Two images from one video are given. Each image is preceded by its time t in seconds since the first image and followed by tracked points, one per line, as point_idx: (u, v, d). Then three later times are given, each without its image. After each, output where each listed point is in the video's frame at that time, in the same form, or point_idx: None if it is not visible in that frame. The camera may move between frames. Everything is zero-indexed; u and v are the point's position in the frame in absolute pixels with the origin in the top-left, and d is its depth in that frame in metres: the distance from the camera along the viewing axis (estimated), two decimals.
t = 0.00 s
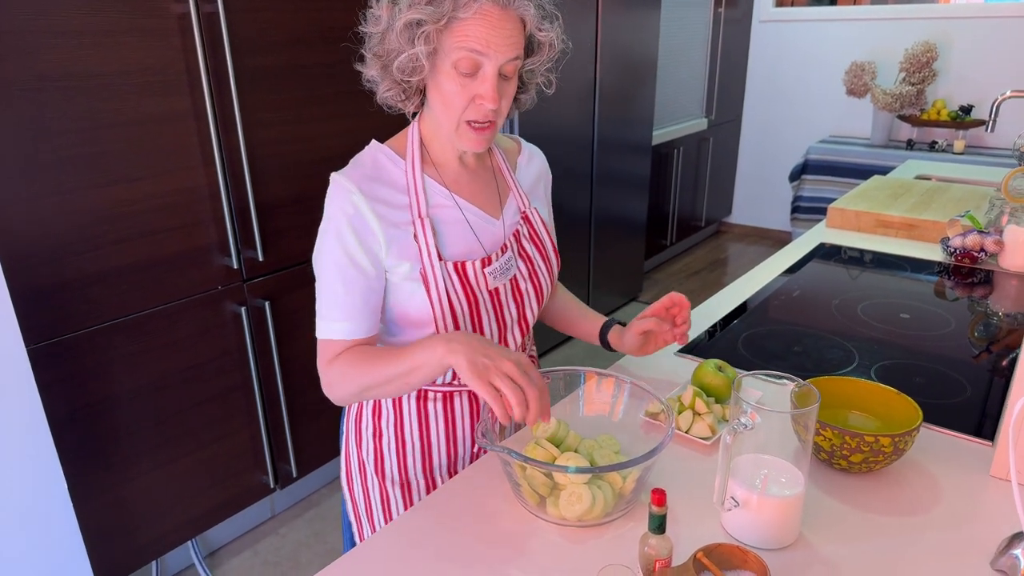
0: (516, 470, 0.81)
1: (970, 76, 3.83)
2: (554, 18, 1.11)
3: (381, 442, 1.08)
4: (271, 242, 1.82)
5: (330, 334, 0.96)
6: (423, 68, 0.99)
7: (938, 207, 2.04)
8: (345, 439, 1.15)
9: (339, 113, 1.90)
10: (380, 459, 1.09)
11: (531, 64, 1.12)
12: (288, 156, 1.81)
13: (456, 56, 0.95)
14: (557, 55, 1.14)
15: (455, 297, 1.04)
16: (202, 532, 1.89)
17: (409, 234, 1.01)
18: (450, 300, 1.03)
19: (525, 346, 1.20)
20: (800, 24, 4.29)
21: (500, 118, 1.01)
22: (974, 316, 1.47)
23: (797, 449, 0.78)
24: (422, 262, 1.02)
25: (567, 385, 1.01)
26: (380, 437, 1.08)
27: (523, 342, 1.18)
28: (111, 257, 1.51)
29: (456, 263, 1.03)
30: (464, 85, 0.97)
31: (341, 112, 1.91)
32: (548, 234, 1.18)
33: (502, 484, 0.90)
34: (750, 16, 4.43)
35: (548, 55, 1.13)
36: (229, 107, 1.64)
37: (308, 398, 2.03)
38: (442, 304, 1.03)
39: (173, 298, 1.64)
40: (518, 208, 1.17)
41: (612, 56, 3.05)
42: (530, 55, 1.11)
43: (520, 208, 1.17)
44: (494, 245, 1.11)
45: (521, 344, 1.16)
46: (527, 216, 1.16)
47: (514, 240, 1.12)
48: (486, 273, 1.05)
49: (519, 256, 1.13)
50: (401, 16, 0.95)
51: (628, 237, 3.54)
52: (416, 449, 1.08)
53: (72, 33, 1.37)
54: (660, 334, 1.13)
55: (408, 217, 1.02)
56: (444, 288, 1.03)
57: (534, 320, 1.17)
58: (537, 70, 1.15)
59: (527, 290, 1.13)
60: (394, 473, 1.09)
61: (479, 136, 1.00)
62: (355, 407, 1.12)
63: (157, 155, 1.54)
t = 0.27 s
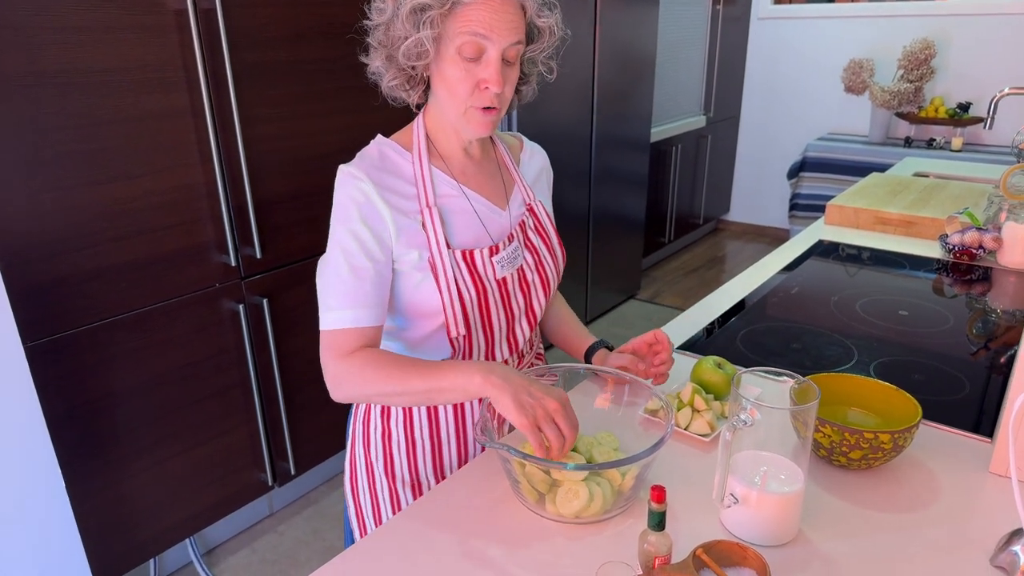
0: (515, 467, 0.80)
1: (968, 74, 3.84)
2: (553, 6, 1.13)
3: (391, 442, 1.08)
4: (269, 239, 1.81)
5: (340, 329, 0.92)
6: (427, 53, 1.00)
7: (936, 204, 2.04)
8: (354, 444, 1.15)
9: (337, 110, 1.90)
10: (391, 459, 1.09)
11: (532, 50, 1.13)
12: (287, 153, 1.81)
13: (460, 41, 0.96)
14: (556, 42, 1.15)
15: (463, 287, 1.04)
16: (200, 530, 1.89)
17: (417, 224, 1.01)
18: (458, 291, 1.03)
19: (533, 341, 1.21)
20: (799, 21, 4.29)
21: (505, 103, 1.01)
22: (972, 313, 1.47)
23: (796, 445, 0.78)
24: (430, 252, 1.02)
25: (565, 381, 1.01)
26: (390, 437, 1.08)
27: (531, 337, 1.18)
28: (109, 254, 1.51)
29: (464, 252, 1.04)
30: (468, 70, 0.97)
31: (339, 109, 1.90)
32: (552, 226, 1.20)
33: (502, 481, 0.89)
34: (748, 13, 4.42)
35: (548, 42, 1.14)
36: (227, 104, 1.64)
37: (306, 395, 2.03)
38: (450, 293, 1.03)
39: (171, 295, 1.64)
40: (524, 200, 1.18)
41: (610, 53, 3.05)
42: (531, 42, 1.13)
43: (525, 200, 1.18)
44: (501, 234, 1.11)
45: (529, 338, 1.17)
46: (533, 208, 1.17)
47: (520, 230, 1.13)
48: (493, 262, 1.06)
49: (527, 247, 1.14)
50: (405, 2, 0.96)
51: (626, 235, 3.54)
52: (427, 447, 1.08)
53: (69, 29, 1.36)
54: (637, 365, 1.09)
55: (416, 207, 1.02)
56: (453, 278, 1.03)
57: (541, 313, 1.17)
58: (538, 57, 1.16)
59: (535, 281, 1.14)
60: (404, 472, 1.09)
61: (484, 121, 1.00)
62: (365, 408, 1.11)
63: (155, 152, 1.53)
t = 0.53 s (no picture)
0: (513, 471, 0.80)
1: (963, 77, 3.85)
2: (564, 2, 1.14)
3: (423, 440, 1.08)
4: (266, 243, 1.81)
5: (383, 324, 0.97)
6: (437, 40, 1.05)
7: (931, 207, 2.05)
8: (383, 438, 1.14)
9: (334, 113, 1.90)
10: (422, 456, 1.08)
11: (544, 45, 1.14)
12: (284, 157, 1.81)
13: (464, 30, 1.00)
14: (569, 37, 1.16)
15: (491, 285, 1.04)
16: (196, 534, 1.88)
17: (443, 222, 1.02)
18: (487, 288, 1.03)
19: (564, 341, 1.20)
20: (794, 24, 4.30)
21: (514, 91, 1.02)
22: (967, 316, 1.47)
23: (794, 448, 0.78)
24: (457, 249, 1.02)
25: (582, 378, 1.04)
26: (423, 434, 1.08)
27: (563, 336, 1.17)
28: (105, 258, 1.51)
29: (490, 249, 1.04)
30: (474, 59, 1.00)
31: (336, 113, 1.90)
32: (580, 223, 1.18)
33: (500, 485, 0.89)
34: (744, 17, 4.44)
35: (561, 36, 1.14)
36: (224, 107, 1.64)
37: (303, 399, 2.03)
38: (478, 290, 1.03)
39: (168, 299, 1.63)
40: (550, 198, 1.17)
41: (607, 56, 3.05)
42: (543, 37, 1.14)
43: (551, 198, 1.17)
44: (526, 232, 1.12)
45: (562, 336, 1.14)
46: (558, 205, 1.16)
47: (546, 227, 1.12)
48: (519, 258, 1.05)
49: (553, 244, 1.12)
50: None
51: (623, 238, 3.55)
52: (460, 443, 1.07)
53: (66, 32, 1.36)
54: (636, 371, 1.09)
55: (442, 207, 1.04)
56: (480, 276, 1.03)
57: (571, 310, 1.15)
58: (552, 53, 1.17)
59: (563, 278, 1.12)
60: (436, 470, 1.09)
61: (493, 109, 1.02)
62: (395, 406, 1.11)
63: (152, 155, 1.53)
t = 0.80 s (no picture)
0: (512, 472, 0.80)
1: (958, 77, 3.87)
2: None
3: (446, 429, 1.12)
4: (262, 242, 1.81)
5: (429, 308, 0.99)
6: (452, 50, 1.09)
7: (928, 206, 2.05)
8: (410, 427, 1.18)
9: (331, 113, 1.90)
10: (446, 446, 1.12)
11: (555, 45, 1.10)
12: (280, 156, 1.80)
13: (471, 39, 1.00)
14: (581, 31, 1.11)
15: (524, 277, 1.05)
16: (193, 534, 1.88)
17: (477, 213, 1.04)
18: (518, 280, 1.04)
19: (585, 338, 1.22)
20: (790, 24, 4.31)
21: (525, 96, 1.02)
22: (963, 315, 1.47)
23: (792, 448, 0.78)
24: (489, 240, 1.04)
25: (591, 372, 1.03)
26: (447, 424, 1.12)
27: (585, 332, 1.19)
28: (100, 258, 1.50)
29: (522, 241, 1.05)
30: (482, 67, 1.00)
31: (332, 112, 1.90)
32: (603, 218, 1.19)
33: (499, 486, 0.89)
34: (740, 16, 4.44)
35: (573, 32, 1.10)
36: (220, 106, 1.63)
37: (300, 399, 2.03)
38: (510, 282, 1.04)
39: (163, 299, 1.63)
40: (576, 193, 1.19)
41: (603, 56, 3.05)
42: (554, 37, 1.10)
43: (576, 193, 1.19)
44: (554, 226, 1.13)
45: (584, 331, 1.16)
46: (583, 200, 1.18)
47: (573, 220, 1.13)
48: (550, 251, 1.06)
49: (580, 238, 1.13)
50: (417, 8, 1.08)
51: (619, 237, 3.55)
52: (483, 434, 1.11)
53: (61, 31, 1.35)
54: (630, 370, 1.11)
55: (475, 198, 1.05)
56: (512, 267, 1.04)
57: (595, 306, 1.16)
58: (566, 52, 1.14)
59: (587, 272, 1.13)
60: (458, 460, 1.12)
61: (503, 115, 1.02)
62: (421, 396, 1.16)
63: (147, 155, 1.52)
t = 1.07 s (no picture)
0: (515, 473, 0.80)
1: (956, 80, 3.88)
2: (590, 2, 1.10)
3: (451, 427, 1.12)
4: (262, 244, 1.80)
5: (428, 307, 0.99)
6: (467, 53, 1.09)
7: (927, 209, 2.06)
8: (417, 427, 1.19)
9: (331, 115, 1.90)
10: (450, 444, 1.12)
11: (571, 48, 1.10)
12: (280, 158, 1.80)
13: (487, 42, 1.00)
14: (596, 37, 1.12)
15: (529, 278, 1.05)
16: (192, 537, 1.87)
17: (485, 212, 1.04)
18: (524, 280, 1.04)
19: (592, 339, 1.22)
20: (788, 27, 4.32)
21: (540, 100, 1.02)
22: (963, 317, 1.48)
23: (795, 450, 0.78)
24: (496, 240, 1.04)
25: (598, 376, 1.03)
26: (452, 421, 1.12)
27: (591, 334, 1.20)
28: (100, 260, 1.50)
29: (528, 242, 1.05)
30: (498, 70, 1.01)
31: (332, 114, 1.90)
32: (614, 221, 1.18)
33: (501, 488, 0.89)
34: (739, 19, 4.45)
35: (588, 37, 1.11)
36: (220, 108, 1.63)
37: (299, 401, 2.02)
38: (516, 282, 1.04)
39: (163, 301, 1.62)
40: (585, 196, 1.19)
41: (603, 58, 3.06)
42: (568, 40, 1.10)
43: (586, 195, 1.19)
44: (562, 227, 1.13)
45: (590, 333, 1.16)
46: (593, 202, 1.17)
47: (581, 223, 1.13)
48: (556, 252, 1.06)
49: (587, 239, 1.13)
50: (433, 11, 1.08)
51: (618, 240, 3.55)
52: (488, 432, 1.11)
53: (61, 32, 1.35)
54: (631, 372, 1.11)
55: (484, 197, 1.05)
56: (519, 266, 1.04)
57: (602, 309, 1.16)
58: (581, 55, 1.14)
59: (594, 273, 1.13)
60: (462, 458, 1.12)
61: (517, 118, 1.02)
62: (428, 394, 1.16)
63: (148, 157, 1.52)
